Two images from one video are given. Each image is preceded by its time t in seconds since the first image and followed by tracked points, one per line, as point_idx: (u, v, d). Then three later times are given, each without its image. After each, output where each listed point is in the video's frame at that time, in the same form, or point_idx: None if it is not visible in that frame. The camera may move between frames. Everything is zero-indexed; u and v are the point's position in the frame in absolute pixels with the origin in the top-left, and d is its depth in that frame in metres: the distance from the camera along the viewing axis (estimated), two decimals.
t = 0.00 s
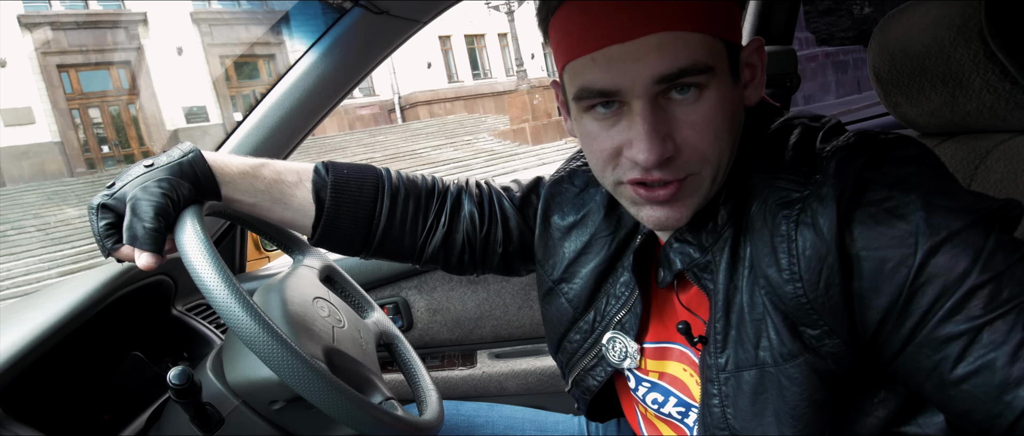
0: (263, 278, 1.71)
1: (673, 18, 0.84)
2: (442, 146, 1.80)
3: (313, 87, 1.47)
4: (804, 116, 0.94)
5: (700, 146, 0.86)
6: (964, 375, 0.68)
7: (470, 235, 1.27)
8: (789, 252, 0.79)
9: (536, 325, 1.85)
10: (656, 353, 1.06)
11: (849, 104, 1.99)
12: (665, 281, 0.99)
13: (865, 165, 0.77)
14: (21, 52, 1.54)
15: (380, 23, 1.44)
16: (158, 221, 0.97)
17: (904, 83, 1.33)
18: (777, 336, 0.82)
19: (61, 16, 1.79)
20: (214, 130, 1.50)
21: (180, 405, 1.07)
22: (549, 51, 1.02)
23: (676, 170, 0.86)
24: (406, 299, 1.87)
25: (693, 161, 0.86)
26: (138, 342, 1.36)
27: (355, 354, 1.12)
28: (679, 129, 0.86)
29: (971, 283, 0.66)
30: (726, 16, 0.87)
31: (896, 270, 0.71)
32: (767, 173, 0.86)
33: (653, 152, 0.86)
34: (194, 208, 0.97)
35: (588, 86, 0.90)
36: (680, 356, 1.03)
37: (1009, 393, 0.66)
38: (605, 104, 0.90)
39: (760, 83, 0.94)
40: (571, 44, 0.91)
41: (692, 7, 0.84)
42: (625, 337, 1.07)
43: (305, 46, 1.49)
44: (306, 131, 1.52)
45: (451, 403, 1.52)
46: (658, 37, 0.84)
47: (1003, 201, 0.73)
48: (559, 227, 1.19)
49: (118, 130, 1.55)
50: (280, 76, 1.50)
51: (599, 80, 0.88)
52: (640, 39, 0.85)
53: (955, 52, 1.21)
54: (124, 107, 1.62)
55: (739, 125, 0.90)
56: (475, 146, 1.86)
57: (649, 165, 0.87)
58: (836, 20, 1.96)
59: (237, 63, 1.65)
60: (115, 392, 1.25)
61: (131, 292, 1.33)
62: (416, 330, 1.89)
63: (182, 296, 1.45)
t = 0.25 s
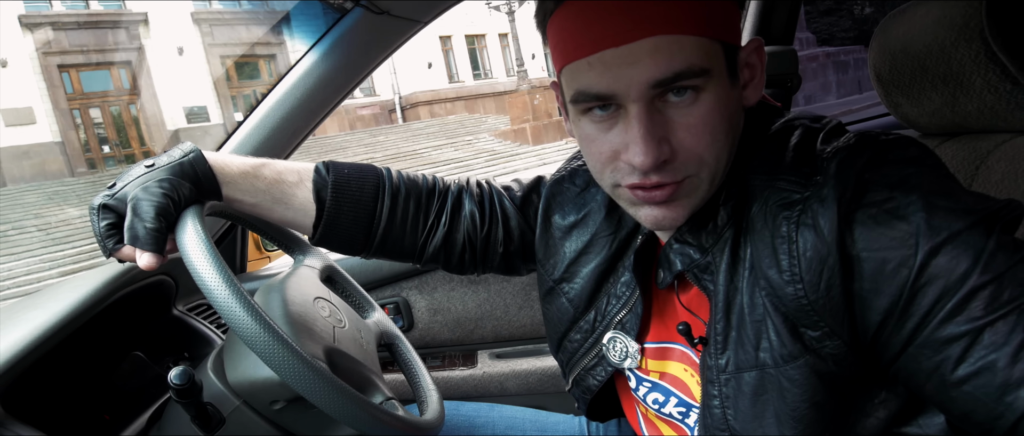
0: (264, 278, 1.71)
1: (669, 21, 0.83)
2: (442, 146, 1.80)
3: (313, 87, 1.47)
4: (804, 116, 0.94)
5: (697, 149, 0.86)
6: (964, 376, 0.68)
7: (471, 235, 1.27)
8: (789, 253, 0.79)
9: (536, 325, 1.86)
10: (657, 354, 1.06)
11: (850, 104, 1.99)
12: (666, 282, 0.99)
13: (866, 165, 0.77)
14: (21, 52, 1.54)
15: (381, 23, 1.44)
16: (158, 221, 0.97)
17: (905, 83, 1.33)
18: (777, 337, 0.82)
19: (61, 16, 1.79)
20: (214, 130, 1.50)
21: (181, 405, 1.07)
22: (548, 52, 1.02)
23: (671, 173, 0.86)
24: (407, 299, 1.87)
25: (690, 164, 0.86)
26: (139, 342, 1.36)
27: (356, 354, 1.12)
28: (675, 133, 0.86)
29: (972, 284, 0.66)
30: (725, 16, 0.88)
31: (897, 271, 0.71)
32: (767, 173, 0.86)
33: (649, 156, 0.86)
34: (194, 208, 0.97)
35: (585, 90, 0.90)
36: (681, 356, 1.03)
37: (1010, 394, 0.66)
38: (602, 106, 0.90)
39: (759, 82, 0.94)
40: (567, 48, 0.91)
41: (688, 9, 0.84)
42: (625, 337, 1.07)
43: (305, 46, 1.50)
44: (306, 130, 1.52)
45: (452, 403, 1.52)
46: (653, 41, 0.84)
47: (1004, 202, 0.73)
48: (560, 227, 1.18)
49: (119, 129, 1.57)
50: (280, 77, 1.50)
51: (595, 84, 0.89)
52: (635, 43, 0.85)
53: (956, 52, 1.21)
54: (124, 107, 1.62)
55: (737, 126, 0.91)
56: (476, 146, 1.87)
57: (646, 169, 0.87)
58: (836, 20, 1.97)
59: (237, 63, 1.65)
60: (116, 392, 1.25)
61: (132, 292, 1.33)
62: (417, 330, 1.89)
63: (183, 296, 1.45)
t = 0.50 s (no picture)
0: (264, 278, 1.71)
1: (667, 26, 0.84)
2: (442, 146, 1.80)
3: (314, 87, 1.47)
4: (804, 116, 0.94)
5: (695, 152, 0.86)
6: (964, 377, 0.68)
7: (471, 236, 1.27)
8: (789, 254, 0.79)
9: (536, 325, 1.86)
10: (656, 355, 1.06)
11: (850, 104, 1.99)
12: (666, 283, 0.99)
13: (865, 166, 0.77)
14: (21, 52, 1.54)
15: (381, 23, 1.44)
16: (158, 222, 0.97)
17: (905, 83, 1.33)
18: (777, 338, 0.82)
19: (61, 16, 1.79)
20: (214, 130, 1.50)
21: (181, 405, 1.07)
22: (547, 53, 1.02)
23: (671, 176, 0.86)
24: (407, 299, 1.87)
25: (689, 167, 0.86)
26: (138, 342, 1.36)
27: (356, 354, 1.13)
28: (673, 136, 0.86)
29: (971, 284, 0.66)
30: (723, 16, 0.88)
31: (896, 272, 0.71)
32: (766, 174, 0.86)
33: (650, 159, 0.86)
34: (194, 208, 0.97)
35: (583, 95, 0.90)
36: (681, 357, 1.03)
37: (1009, 395, 0.66)
38: (600, 109, 0.90)
39: (758, 82, 0.94)
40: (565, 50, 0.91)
41: (686, 13, 0.84)
42: (625, 338, 1.07)
43: (305, 46, 1.50)
44: (306, 130, 1.52)
45: (452, 403, 1.52)
46: (652, 44, 0.84)
47: (1003, 202, 0.73)
48: (560, 227, 1.19)
49: (119, 129, 1.57)
50: (280, 77, 1.50)
51: (592, 87, 0.89)
52: (633, 47, 0.85)
53: (956, 52, 1.21)
54: (124, 107, 1.60)
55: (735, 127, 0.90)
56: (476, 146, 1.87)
57: (646, 172, 0.86)
58: (836, 20, 1.97)
59: (237, 63, 1.65)
60: (115, 392, 1.25)
61: (132, 292, 1.33)
62: (417, 330, 1.89)
63: (183, 296, 1.45)
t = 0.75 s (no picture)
0: (263, 278, 1.71)
1: (667, 30, 0.83)
2: (442, 146, 1.80)
3: (314, 87, 1.47)
4: (803, 117, 0.94)
5: (693, 154, 0.86)
6: (964, 376, 0.68)
7: (470, 235, 1.27)
8: (789, 254, 0.79)
9: (536, 325, 1.85)
10: (656, 355, 1.06)
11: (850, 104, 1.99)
12: (666, 284, 0.99)
13: (865, 167, 0.77)
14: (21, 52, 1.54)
15: (381, 23, 1.44)
16: (158, 222, 0.97)
17: (905, 83, 1.33)
18: (777, 339, 0.82)
19: (61, 16, 1.79)
20: (214, 130, 1.50)
21: (181, 406, 1.07)
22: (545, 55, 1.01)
23: (669, 179, 0.86)
24: (407, 299, 1.87)
25: (687, 169, 0.86)
26: (138, 342, 1.36)
27: (355, 354, 1.13)
28: (671, 138, 0.86)
29: (971, 284, 0.66)
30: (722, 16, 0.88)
31: (896, 272, 0.71)
32: (766, 174, 0.86)
33: (647, 162, 0.86)
34: (194, 208, 0.97)
35: (581, 98, 0.90)
36: (681, 357, 1.03)
37: (1009, 394, 0.66)
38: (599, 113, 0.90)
39: (758, 80, 0.94)
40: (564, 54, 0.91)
41: (686, 16, 0.84)
42: (624, 339, 1.07)
43: (305, 45, 1.50)
44: (306, 130, 1.52)
45: (452, 403, 1.52)
46: (651, 48, 0.84)
47: (1003, 202, 0.73)
48: (559, 227, 1.18)
49: (119, 129, 1.56)
50: (280, 77, 1.50)
51: (590, 92, 0.89)
52: (634, 50, 0.84)
53: (955, 52, 1.21)
54: (124, 107, 1.60)
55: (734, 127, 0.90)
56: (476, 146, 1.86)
57: (644, 175, 0.87)
58: (836, 20, 1.96)
59: (237, 63, 1.65)
60: (116, 392, 1.25)
61: (131, 292, 1.33)
62: (417, 330, 1.89)
63: (183, 296, 1.45)
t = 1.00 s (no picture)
0: (263, 278, 1.71)
1: (671, 50, 0.79)
2: (442, 146, 1.80)
3: (314, 87, 1.47)
4: (805, 118, 0.94)
5: (706, 173, 0.82)
6: (964, 374, 0.69)
7: (469, 235, 1.27)
8: (795, 253, 0.79)
9: (536, 325, 1.86)
10: (656, 354, 1.06)
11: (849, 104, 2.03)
12: (669, 285, 1.00)
13: (870, 167, 0.77)
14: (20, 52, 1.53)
15: (381, 23, 1.44)
16: (158, 222, 0.97)
17: (904, 83, 1.33)
18: (779, 340, 0.82)
19: (61, 17, 1.80)
20: (214, 130, 1.50)
21: (180, 405, 1.07)
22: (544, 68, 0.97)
23: (684, 197, 0.82)
24: (406, 299, 1.87)
25: (700, 188, 0.83)
26: (138, 343, 1.36)
27: (355, 354, 1.13)
28: (683, 156, 0.81)
29: (973, 283, 0.66)
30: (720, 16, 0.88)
31: (898, 270, 0.71)
32: (770, 175, 0.86)
33: (662, 184, 0.82)
34: (194, 208, 0.97)
35: (588, 127, 0.85)
36: (681, 356, 1.03)
37: (1009, 392, 0.66)
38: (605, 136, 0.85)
39: (766, 80, 0.90)
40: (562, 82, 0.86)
41: (689, 36, 0.80)
42: (623, 339, 1.07)
43: (305, 46, 1.50)
44: (306, 130, 1.52)
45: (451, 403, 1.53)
46: (666, 75, 0.79)
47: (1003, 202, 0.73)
48: (559, 227, 1.18)
49: (118, 130, 1.55)
50: (279, 77, 1.50)
51: (598, 119, 0.84)
52: (648, 79, 0.79)
53: (954, 52, 1.21)
54: (124, 107, 1.60)
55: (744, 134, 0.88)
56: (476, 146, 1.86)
57: (658, 200, 0.82)
58: (836, 20, 2.00)
59: (237, 63, 1.65)
60: (115, 392, 1.25)
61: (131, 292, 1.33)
62: (416, 330, 1.89)
63: (183, 296, 1.45)
